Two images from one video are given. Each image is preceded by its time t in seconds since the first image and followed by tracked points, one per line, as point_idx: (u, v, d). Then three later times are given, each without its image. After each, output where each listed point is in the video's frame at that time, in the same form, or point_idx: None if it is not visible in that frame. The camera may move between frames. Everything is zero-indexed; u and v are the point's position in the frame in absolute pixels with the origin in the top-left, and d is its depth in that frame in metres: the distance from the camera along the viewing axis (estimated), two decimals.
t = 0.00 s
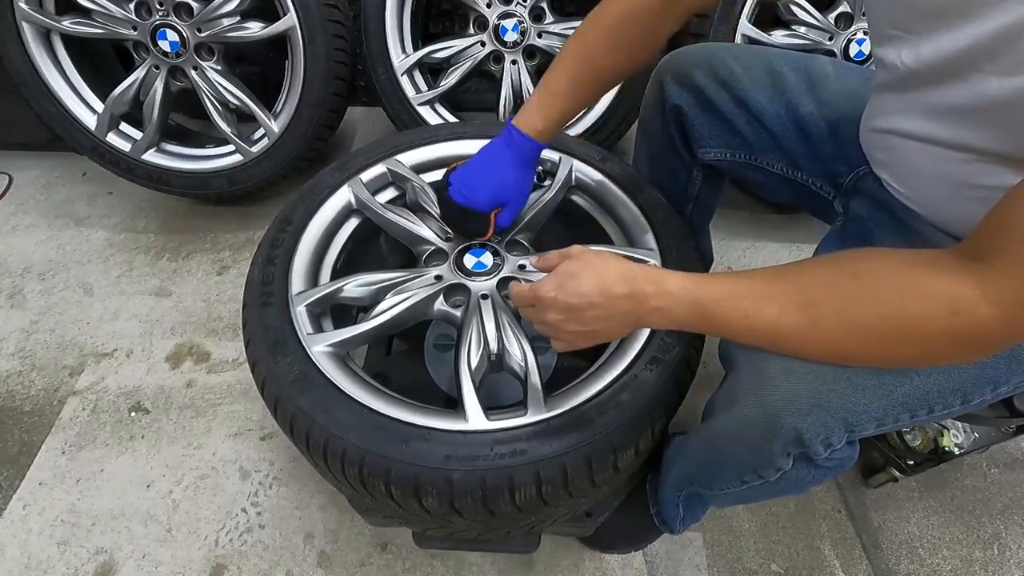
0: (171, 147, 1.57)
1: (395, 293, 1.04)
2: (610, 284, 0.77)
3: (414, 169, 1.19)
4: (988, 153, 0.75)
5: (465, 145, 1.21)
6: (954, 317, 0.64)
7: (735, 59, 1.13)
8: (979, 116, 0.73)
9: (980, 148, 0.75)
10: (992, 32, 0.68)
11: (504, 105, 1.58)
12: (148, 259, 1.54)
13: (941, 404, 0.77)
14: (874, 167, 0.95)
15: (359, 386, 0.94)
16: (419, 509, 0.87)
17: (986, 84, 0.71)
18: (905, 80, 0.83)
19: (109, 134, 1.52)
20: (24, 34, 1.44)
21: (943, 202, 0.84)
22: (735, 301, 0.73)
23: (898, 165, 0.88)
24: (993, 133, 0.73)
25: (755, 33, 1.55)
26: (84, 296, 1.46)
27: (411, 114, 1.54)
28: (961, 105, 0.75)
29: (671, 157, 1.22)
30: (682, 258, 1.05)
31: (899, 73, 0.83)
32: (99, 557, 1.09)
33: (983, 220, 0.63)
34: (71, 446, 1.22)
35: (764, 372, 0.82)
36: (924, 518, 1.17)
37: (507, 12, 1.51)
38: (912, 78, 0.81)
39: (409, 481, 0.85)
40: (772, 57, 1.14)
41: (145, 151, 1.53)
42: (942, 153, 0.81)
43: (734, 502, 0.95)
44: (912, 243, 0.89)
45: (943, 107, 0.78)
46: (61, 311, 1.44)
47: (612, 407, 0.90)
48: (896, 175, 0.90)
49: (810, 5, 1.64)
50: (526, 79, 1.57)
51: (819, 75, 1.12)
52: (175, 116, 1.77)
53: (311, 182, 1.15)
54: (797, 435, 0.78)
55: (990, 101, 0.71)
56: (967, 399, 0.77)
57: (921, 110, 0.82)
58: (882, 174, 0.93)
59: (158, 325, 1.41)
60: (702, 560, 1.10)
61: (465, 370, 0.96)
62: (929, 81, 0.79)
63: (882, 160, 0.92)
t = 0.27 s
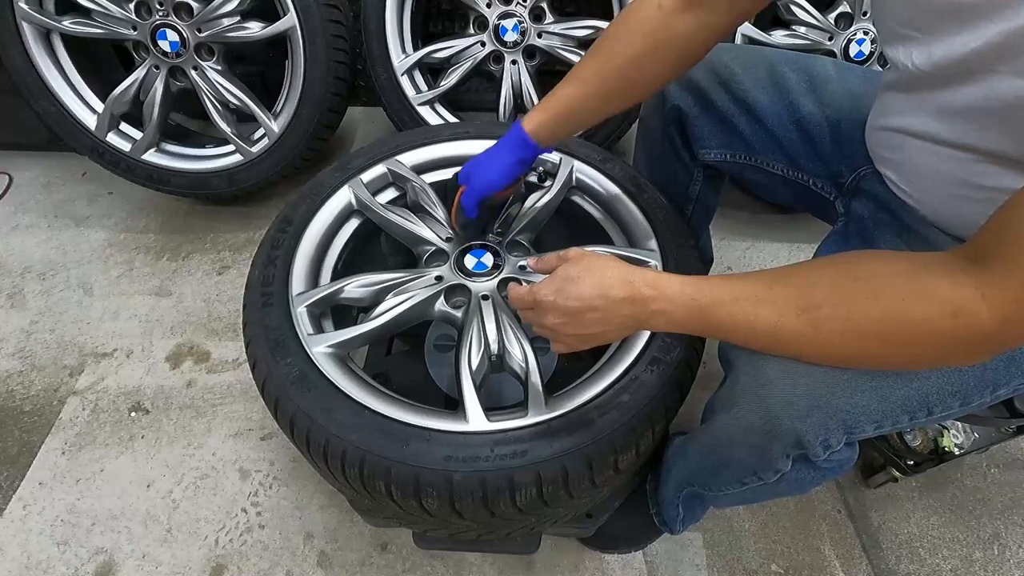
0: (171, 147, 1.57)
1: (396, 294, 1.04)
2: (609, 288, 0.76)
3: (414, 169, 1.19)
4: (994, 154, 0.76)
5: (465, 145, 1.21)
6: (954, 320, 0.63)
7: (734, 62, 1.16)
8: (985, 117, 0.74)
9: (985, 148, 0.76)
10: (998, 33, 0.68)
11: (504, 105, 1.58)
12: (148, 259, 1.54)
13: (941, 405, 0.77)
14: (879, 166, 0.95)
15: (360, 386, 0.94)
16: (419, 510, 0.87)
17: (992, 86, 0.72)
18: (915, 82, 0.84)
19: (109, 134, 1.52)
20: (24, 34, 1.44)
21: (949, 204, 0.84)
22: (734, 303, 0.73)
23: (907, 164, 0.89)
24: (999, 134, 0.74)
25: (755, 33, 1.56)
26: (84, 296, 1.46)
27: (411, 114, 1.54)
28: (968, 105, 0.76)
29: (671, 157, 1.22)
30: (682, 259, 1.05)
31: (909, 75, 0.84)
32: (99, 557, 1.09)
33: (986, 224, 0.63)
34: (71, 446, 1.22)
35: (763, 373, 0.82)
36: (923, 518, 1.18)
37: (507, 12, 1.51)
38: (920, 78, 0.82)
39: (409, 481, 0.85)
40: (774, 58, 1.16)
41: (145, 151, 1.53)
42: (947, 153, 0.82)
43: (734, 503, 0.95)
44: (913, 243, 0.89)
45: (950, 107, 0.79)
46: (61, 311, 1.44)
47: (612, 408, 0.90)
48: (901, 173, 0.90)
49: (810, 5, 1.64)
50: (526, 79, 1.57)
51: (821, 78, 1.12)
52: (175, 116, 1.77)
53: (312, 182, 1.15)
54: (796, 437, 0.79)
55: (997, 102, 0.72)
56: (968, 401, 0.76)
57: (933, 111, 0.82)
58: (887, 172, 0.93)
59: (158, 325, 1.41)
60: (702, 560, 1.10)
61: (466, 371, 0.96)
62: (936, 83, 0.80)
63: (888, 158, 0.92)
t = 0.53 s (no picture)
0: (171, 147, 1.57)
1: (395, 294, 1.04)
2: (613, 291, 0.76)
3: (414, 169, 1.19)
4: (999, 157, 0.76)
5: (465, 145, 1.21)
6: (962, 329, 0.63)
7: (735, 61, 1.15)
8: (991, 122, 0.74)
9: (989, 152, 0.76)
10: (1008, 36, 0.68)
11: (504, 106, 1.58)
12: (148, 259, 1.54)
13: (945, 409, 0.77)
14: (881, 166, 0.95)
15: (360, 386, 0.94)
16: (419, 510, 0.87)
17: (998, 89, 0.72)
18: (920, 82, 0.84)
19: (109, 134, 1.52)
20: (24, 35, 1.44)
21: (950, 208, 0.84)
22: (739, 308, 0.72)
23: (910, 167, 0.88)
24: (1004, 138, 0.74)
25: (755, 34, 1.56)
26: (84, 296, 1.46)
27: (411, 114, 1.54)
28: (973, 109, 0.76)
29: (671, 157, 1.22)
30: (682, 259, 1.05)
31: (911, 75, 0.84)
32: (99, 557, 1.09)
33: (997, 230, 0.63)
34: (71, 446, 1.22)
35: (766, 376, 0.82)
36: (923, 518, 1.17)
37: (507, 12, 1.50)
38: (923, 79, 0.82)
39: (409, 481, 0.85)
40: (774, 59, 1.15)
41: (145, 151, 1.53)
42: (952, 155, 0.82)
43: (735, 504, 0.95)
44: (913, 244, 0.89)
45: (954, 110, 0.79)
46: (61, 311, 1.44)
47: (612, 408, 0.90)
48: (906, 176, 0.90)
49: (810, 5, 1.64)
50: (526, 79, 1.57)
51: (822, 78, 1.12)
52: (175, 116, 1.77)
53: (312, 182, 1.15)
54: (800, 440, 0.79)
55: (1003, 106, 0.72)
56: (971, 405, 0.76)
57: (939, 115, 0.82)
58: (889, 172, 0.93)
59: (158, 325, 1.41)
60: (702, 560, 1.10)
61: (466, 370, 0.96)
62: (939, 84, 0.81)
63: (892, 160, 0.92)
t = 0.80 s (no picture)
0: (171, 147, 1.57)
1: (395, 294, 1.04)
2: (612, 285, 0.76)
3: (414, 169, 1.19)
4: (998, 154, 0.76)
5: (465, 145, 1.21)
6: (960, 325, 0.63)
7: (734, 62, 1.15)
8: (989, 119, 0.74)
9: (988, 149, 0.76)
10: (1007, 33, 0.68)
11: (504, 106, 1.58)
12: (148, 259, 1.54)
13: (942, 406, 0.76)
14: (879, 163, 0.95)
15: (360, 386, 0.94)
16: (419, 510, 0.87)
17: (996, 87, 0.72)
18: (917, 79, 0.83)
19: (109, 134, 1.52)
20: (24, 34, 1.44)
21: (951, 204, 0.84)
22: (738, 303, 0.73)
23: (910, 164, 0.88)
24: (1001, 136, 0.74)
25: (755, 34, 1.56)
26: (84, 296, 1.46)
27: (411, 114, 1.54)
28: (971, 107, 0.76)
29: (671, 157, 1.22)
30: (682, 259, 1.05)
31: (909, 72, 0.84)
32: (99, 557, 1.09)
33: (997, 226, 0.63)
34: (71, 446, 1.22)
35: (765, 373, 0.82)
36: (924, 518, 1.17)
37: (507, 12, 1.50)
38: (921, 76, 0.82)
39: (409, 481, 0.85)
40: (773, 59, 1.15)
41: (145, 151, 1.53)
42: (951, 151, 0.82)
43: (735, 503, 0.95)
44: (913, 244, 0.89)
45: (951, 107, 0.79)
46: (61, 311, 1.44)
47: (611, 409, 0.90)
48: (906, 174, 0.90)
49: (810, 5, 1.64)
50: (526, 79, 1.57)
51: (821, 78, 1.12)
52: (175, 116, 1.77)
53: (312, 182, 1.15)
54: (797, 437, 0.79)
55: (1001, 104, 0.71)
56: (969, 401, 0.76)
57: (934, 110, 0.82)
58: (888, 170, 0.93)
59: (158, 325, 1.41)
60: (702, 560, 1.10)
61: (466, 370, 0.96)
62: (936, 81, 0.81)
63: (892, 158, 0.92)
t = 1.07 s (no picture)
0: (171, 147, 1.57)
1: (395, 294, 1.04)
2: (610, 286, 0.76)
3: (414, 169, 1.19)
4: (999, 153, 0.76)
5: (465, 145, 1.21)
6: (959, 326, 0.63)
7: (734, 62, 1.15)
8: (990, 118, 0.74)
9: (989, 148, 0.76)
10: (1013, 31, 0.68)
11: (504, 106, 1.58)
12: (148, 259, 1.54)
13: (940, 407, 0.77)
14: (880, 159, 0.96)
15: (360, 387, 0.94)
16: (419, 510, 0.87)
17: (999, 87, 0.72)
18: (924, 75, 0.83)
19: (109, 134, 1.52)
20: (24, 34, 1.44)
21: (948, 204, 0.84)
22: (736, 304, 0.73)
23: (909, 161, 0.89)
24: (1002, 135, 0.74)
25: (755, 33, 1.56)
26: (84, 296, 1.46)
27: (411, 114, 1.54)
28: (973, 106, 0.76)
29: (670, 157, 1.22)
30: (682, 259, 1.05)
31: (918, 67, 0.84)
32: (99, 557, 1.09)
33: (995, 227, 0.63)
34: (71, 446, 1.22)
35: (764, 374, 0.82)
36: (924, 518, 1.17)
37: (507, 12, 1.50)
38: (928, 72, 0.82)
39: (409, 482, 0.85)
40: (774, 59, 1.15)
41: (146, 151, 1.53)
42: (950, 151, 0.82)
43: (734, 503, 0.95)
44: (913, 244, 0.89)
45: (952, 106, 0.79)
46: (61, 311, 1.44)
47: (611, 409, 0.90)
48: (906, 170, 0.90)
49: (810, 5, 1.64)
50: (526, 79, 1.57)
51: (821, 78, 1.12)
52: (175, 116, 1.77)
53: (312, 182, 1.15)
54: (795, 437, 0.78)
55: (1003, 102, 0.71)
56: (967, 403, 0.76)
57: (936, 108, 0.82)
58: (888, 166, 0.94)
59: (158, 325, 1.41)
60: (702, 560, 1.10)
61: (466, 370, 0.96)
62: (941, 78, 0.81)
63: (892, 155, 0.93)
